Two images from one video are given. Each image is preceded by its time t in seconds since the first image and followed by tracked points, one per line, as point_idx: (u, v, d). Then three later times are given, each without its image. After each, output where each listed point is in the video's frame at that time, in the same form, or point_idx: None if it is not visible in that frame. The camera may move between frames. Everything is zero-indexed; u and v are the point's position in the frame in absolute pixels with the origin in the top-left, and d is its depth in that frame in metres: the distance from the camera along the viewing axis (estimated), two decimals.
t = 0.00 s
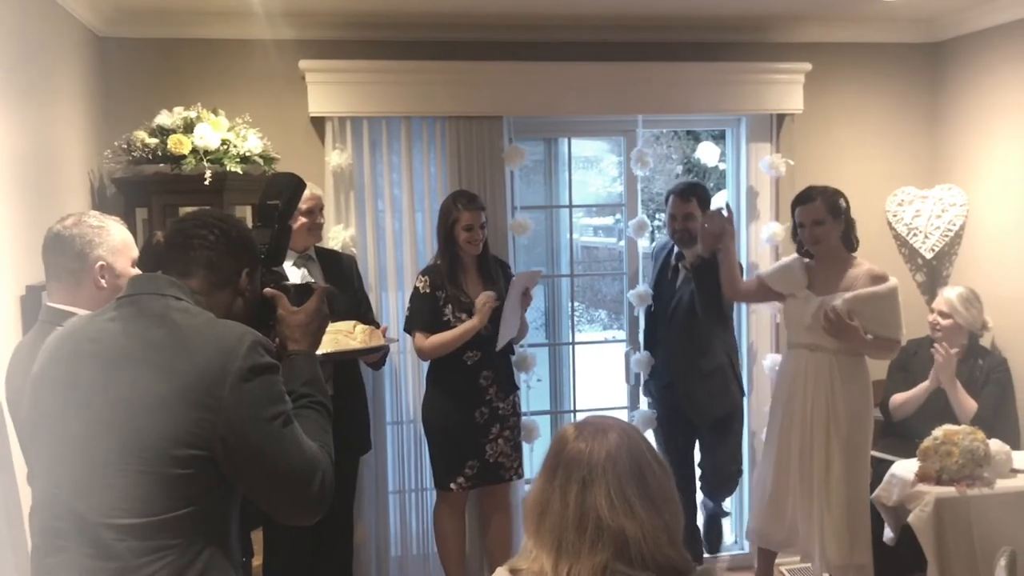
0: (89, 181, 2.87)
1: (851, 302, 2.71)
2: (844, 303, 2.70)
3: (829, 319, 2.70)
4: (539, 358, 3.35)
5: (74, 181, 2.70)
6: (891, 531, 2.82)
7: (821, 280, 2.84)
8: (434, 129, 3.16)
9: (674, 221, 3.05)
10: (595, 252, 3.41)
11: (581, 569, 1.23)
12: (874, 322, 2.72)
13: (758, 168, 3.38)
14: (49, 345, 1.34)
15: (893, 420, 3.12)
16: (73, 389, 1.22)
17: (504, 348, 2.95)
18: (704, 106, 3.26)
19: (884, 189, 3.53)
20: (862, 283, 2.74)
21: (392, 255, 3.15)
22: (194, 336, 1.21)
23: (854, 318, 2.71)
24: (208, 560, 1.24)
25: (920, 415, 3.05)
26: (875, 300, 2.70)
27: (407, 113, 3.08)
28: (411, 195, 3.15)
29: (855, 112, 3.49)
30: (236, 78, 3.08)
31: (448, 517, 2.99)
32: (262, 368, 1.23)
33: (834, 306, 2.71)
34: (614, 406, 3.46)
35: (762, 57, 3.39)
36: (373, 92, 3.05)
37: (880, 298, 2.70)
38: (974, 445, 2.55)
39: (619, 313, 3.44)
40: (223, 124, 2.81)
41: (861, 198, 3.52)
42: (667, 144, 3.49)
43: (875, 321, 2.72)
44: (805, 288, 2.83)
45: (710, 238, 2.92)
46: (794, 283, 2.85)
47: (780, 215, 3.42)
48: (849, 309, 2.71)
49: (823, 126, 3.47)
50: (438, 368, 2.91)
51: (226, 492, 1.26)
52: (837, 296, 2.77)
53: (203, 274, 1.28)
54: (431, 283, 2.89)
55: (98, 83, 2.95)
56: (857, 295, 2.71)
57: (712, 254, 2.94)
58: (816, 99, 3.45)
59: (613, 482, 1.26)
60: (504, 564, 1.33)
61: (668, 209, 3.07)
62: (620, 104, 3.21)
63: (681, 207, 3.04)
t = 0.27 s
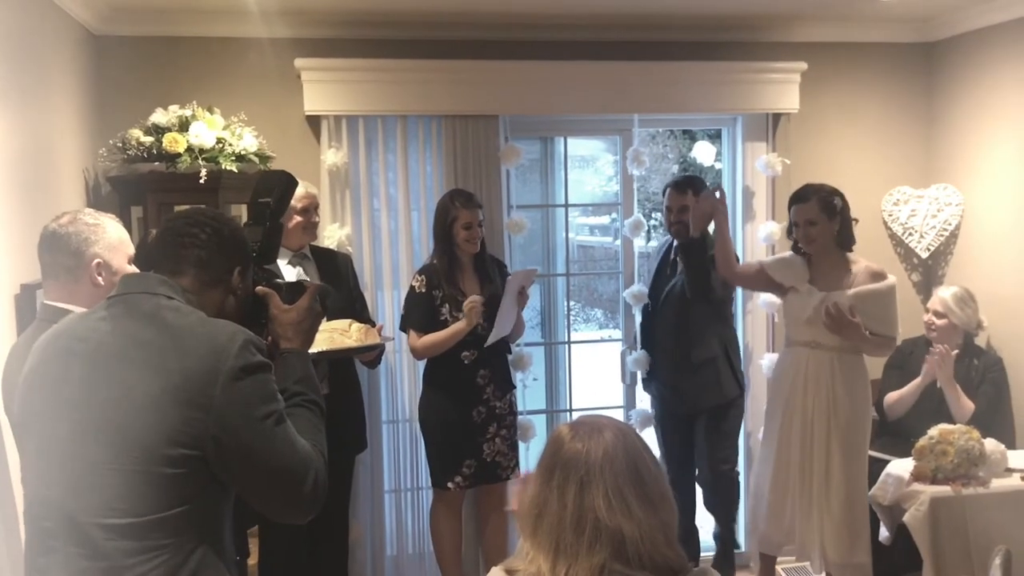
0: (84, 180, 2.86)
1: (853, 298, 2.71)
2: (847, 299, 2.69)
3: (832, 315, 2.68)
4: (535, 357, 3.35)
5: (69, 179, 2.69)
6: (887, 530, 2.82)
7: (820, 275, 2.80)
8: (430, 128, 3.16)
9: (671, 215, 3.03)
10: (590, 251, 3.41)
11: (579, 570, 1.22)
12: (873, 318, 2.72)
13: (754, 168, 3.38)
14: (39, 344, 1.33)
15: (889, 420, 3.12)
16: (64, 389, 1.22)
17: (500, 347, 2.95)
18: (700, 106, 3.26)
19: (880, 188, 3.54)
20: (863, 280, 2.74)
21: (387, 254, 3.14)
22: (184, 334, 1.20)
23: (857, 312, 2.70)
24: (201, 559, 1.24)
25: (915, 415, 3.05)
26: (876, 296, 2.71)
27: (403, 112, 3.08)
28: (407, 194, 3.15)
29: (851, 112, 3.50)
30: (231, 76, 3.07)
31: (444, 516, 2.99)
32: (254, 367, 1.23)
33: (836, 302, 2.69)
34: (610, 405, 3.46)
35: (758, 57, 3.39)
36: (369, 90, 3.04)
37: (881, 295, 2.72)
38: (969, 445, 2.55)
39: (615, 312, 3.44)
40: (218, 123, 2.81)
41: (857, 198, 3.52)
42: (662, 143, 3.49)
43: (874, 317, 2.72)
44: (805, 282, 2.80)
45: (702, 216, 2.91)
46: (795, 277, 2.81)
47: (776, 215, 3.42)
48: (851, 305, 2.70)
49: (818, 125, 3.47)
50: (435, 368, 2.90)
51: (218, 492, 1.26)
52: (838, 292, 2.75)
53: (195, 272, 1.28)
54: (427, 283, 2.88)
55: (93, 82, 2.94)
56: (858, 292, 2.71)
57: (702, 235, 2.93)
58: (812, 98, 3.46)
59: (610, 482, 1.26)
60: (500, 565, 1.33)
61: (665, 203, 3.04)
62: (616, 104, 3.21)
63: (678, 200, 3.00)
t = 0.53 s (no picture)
0: (82, 178, 2.86)
1: (853, 295, 2.71)
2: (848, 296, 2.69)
3: (833, 312, 2.67)
4: (533, 356, 3.35)
5: (67, 178, 2.69)
6: (885, 529, 2.82)
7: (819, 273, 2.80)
8: (428, 127, 3.16)
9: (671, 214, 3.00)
10: (588, 251, 3.41)
11: (578, 569, 1.22)
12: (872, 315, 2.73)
13: (752, 168, 3.39)
14: (36, 344, 1.34)
15: (886, 420, 3.12)
16: (60, 389, 1.22)
17: (499, 346, 2.96)
18: (698, 105, 3.27)
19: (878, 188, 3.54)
20: (861, 278, 2.75)
21: (385, 253, 3.15)
22: (180, 333, 1.21)
23: (858, 308, 2.70)
24: (197, 558, 1.24)
25: (912, 414, 3.06)
26: (874, 294, 2.72)
27: (401, 111, 3.08)
28: (405, 193, 3.15)
29: (849, 112, 3.50)
30: (230, 75, 3.07)
31: (442, 515, 2.99)
32: (250, 366, 1.23)
33: (837, 299, 2.69)
34: (607, 405, 3.46)
35: (756, 57, 3.40)
36: (367, 89, 3.04)
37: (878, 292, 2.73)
38: (966, 445, 2.56)
39: (613, 312, 3.44)
40: (216, 122, 2.81)
41: (855, 198, 3.53)
42: (660, 143, 3.49)
43: (872, 314, 2.73)
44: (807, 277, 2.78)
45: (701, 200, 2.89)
46: (797, 271, 2.79)
47: (774, 215, 3.42)
48: (852, 302, 2.70)
49: (816, 125, 3.47)
50: (433, 367, 2.90)
51: (215, 491, 1.26)
52: (837, 290, 2.75)
53: (191, 271, 1.28)
54: (426, 283, 2.88)
55: (91, 81, 2.94)
56: (858, 289, 2.72)
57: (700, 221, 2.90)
58: (809, 98, 3.46)
59: (608, 480, 1.26)
60: (498, 564, 1.33)
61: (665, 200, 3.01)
62: (614, 103, 3.21)
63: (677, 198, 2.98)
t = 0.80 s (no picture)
0: (80, 176, 2.86)
1: (853, 292, 2.67)
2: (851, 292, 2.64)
3: (836, 308, 2.62)
4: (531, 355, 3.36)
5: (65, 176, 2.69)
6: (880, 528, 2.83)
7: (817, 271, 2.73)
8: (426, 126, 3.16)
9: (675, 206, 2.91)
10: (585, 250, 3.41)
11: (574, 570, 1.22)
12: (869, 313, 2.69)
13: (749, 167, 3.39)
14: (30, 342, 1.34)
15: (883, 419, 3.13)
16: (56, 388, 1.23)
17: (497, 346, 2.96)
18: (696, 105, 3.27)
19: (875, 188, 3.55)
20: (858, 277, 2.71)
21: (383, 251, 3.15)
22: (174, 332, 1.21)
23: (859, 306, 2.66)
24: (192, 558, 1.24)
25: (909, 414, 3.06)
26: (871, 293, 2.69)
27: (399, 110, 3.08)
28: (403, 192, 3.15)
29: (847, 111, 3.50)
30: (227, 74, 3.07)
31: (439, 514, 3.00)
32: (245, 364, 1.23)
33: (841, 295, 2.63)
34: (605, 404, 3.46)
35: (755, 56, 3.40)
36: (365, 88, 3.04)
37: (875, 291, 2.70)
38: (962, 445, 2.56)
39: (610, 311, 3.45)
40: (214, 120, 2.81)
41: (852, 197, 3.53)
42: (658, 143, 3.49)
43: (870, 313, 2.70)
44: (810, 273, 2.69)
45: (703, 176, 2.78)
46: (798, 268, 2.71)
47: (771, 215, 3.43)
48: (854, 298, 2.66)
49: (814, 125, 3.48)
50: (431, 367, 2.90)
51: (210, 490, 1.26)
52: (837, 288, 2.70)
53: (186, 269, 1.28)
54: (423, 283, 2.88)
55: (88, 79, 2.94)
56: (858, 288, 2.68)
57: (701, 194, 2.80)
58: (807, 98, 3.46)
59: (604, 481, 1.26)
60: (493, 565, 1.33)
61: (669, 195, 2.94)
62: (612, 103, 3.22)
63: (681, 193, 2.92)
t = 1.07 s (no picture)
0: (78, 175, 2.87)
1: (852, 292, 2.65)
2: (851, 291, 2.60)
3: (839, 306, 2.57)
4: (529, 355, 3.37)
5: (63, 175, 2.70)
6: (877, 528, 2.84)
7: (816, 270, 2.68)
8: (424, 125, 3.17)
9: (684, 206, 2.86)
10: (583, 249, 3.42)
11: (574, 570, 1.23)
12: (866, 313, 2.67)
13: (747, 167, 3.40)
14: (27, 341, 1.34)
15: (879, 418, 3.14)
16: (54, 387, 1.23)
17: (495, 345, 2.97)
18: (694, 105, 3.28)
19: (873, 188, 3.56)
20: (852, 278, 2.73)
21: (381, 250, 3.16)
22: (171, 332, 1.21)
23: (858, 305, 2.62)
24: (189, 558, 1.25)
25: (906, 414, 3.07)
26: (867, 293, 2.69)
27: (398, 110, 3.09)
28: (401, 191, 3.16)
29: (845, 112, 3.51)
30: (226, 73, 3.08)
31: (438, 513, 3.00)
32: (242, 363, 1.24)
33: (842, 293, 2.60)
34: (602, 403, 3.47)
35: (753, 57, 3.41)
36: (364, 88, 3.05)
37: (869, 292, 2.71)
38: (959, 444, 2.58)
39: (608, 311, 3.46)
40: (213, 120, 2.81)
41: (849, 197, 3.54)
42: (656, 142, 3.50)
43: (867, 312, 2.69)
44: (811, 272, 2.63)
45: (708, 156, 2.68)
46: (798, 267, 2.64)
47: (768, 215, 3.44)
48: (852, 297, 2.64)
49: (812, 125, 3.48)
50: (429, 366, 2.91)
51: (208, 489, 1.27)
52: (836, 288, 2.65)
53: (183, 268, 1.29)
54: (422, 283, 2.88)
55: (87, 78, 2.94)
56: (854, 288, 2.67)
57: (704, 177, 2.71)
58: (805, 99, 3.47)
59: (605, 481, 1.27)
60: (492, 564, 1.33)
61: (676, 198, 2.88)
62: (610, 103, 3.22)
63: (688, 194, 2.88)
